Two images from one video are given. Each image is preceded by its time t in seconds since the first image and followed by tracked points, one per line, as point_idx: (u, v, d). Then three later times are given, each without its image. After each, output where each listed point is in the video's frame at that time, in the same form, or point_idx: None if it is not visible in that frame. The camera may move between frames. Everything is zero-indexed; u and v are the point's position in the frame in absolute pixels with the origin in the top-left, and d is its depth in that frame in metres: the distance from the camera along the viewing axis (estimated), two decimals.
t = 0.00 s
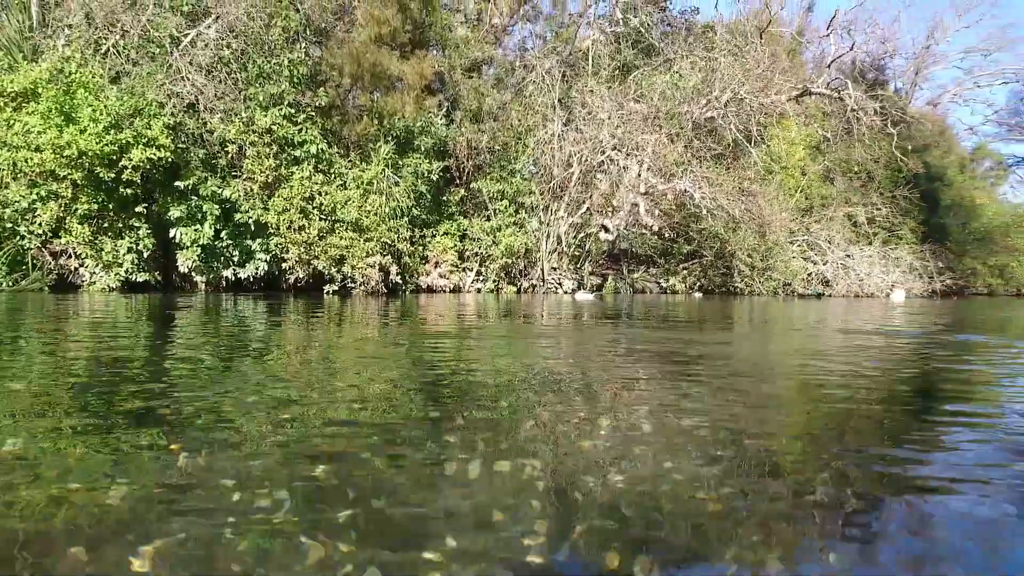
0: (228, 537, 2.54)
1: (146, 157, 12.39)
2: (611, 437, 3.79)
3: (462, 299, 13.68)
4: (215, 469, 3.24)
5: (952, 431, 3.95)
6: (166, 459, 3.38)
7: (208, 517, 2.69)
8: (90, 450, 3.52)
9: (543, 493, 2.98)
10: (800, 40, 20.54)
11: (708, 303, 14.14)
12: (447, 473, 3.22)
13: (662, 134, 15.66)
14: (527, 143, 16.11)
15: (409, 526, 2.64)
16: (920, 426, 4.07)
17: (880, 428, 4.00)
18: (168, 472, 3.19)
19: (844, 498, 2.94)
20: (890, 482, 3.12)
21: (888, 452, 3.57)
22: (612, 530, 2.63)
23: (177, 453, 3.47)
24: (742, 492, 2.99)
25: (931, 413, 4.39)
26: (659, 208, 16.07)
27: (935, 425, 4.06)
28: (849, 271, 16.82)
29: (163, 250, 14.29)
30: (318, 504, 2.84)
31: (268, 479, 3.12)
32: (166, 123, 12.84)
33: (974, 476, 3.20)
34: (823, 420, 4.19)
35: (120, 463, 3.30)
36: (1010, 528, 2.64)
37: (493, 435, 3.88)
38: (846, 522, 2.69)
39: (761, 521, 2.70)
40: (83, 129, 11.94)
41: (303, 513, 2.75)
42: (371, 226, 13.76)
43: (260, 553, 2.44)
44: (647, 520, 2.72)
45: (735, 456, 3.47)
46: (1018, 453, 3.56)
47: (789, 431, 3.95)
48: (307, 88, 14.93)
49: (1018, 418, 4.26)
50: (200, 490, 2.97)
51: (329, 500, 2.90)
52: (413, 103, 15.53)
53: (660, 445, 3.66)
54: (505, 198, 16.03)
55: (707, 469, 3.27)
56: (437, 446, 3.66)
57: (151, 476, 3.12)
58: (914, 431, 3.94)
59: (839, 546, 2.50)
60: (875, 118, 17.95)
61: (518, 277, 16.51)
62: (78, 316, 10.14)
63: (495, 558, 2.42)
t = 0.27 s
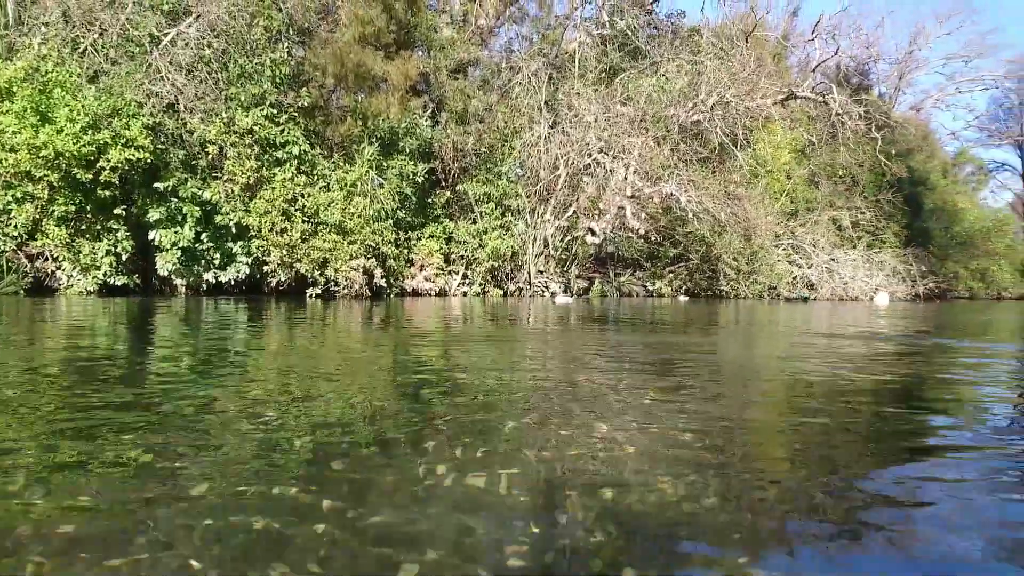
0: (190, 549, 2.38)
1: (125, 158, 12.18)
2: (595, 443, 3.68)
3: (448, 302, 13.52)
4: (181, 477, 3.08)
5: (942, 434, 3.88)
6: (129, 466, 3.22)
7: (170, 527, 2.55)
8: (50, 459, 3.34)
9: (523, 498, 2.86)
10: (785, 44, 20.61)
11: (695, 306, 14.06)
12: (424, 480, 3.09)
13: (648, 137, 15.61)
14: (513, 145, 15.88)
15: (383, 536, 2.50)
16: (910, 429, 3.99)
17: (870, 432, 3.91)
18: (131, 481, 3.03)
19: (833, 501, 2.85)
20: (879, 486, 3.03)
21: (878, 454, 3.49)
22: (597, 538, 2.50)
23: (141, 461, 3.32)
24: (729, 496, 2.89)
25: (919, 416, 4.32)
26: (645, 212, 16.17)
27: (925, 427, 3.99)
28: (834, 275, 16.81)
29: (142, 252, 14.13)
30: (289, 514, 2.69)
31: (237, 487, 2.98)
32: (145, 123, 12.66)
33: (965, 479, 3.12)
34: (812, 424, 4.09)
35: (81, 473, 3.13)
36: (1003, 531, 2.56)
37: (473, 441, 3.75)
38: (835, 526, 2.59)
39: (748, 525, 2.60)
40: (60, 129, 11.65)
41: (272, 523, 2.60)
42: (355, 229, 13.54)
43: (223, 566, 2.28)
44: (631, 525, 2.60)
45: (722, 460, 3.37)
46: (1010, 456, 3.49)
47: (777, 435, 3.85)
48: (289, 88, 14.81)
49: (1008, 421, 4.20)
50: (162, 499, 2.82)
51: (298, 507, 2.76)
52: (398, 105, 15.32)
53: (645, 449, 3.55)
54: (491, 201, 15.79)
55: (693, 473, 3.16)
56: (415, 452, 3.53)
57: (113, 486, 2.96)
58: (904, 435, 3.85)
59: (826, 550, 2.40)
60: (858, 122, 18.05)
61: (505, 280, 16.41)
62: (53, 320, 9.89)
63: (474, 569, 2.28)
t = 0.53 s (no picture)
0: (186, 553, 2.42)
1: (107, 160, 12.08)
2: (585, 444, 3.75)
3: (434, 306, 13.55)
4: (173, 481, 3.10)
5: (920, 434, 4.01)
6: (121, 470, 3.24)
7: (168, 531, 2.58)
8: (41, 462, 3.36)
9: (516, 499, 2.93)
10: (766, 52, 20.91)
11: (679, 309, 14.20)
12: (418, 483, 3.15)
13: (632, 143, 15.75)
14: (499, 150, 15.94)
15: (376, 540, 2.54)
16: (889, 429, 4.12)
17: (848, 432, 4.03)
18: (124, 484, 3.05)
19: (812, 498, 2.95)
20: (860, 483, 3.13)
21: (858, 454, 3.60)
22: (586, 539, 2.56)
23: (133, 464, 3.34)
24: (715, 495, 2.98)
25: (897, 416, 4.45)
26: (629, 216, 16.07)
27: (903, 427, 4.11)
28: (814, 278, 17.04)
29: (124, 255, 14.07)
30: (281, 518, 2.72)
31: (232, 491, 3.02)
32: (129, 125, 12.53)
33: (941, 476, 3.24)
34: (795, 424, 4.20)
35: (73, 476, 3.15)
36: (976, 526, 2.67)
37: (465, 443, 3.81)
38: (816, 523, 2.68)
39: (734, 523, 2.69)
40: (40, 130, 11.51)
41: (265, 527, 2.63)
42: (341, 232, 13.51)
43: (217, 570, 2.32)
44: (621, 524, 2.68)
45: (708, 460, 3.46)
46: (983, 454, 3.62)
47: (761, 435, 3.96)
48: (274, 92, 14.80)
49: (982, 421, 4.34)
50: (155, 503, 2.84)
51: (294, 511, 2.81)
52: (384, 108, 15.28)
53: (634, 450, 3.63)
54: (478, 204, 15.94)
55: (680, 474, 3.25)
56: (407, 454, 3.58)
57: (105, 489, 2.98)
58: (881, 434, 3.98)
59: (809, 545, 2.50)
60: (837, 128, 18.39)
61: (491, 283, 16.53)
62: (35, 323, 9.80)
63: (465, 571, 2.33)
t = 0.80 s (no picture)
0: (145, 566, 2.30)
1: (83, 160, 11.80)
2: (567, 449, 3.66)
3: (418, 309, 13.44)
4: (137, 491, 2.98)
5: (904, 436, 3.96)
6: (83, 481, 3.11)
7: (126, 547, 2.45)
8: None
9: (494, 507, 2.82)
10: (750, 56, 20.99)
11: (664, 312, 14.17)
12: (393, 491, 3.03)
13: (617, 145, 15.72)
14: (484, 152, 15.95)
15: (348, 549, 2.44)
16: (872, 431, 4.08)
17: (833, 435, 3.99)
18: (85, 495, 2.92)
19: (794, 499, 2.90)
20: (844, 486, 3.07)
21: (843, 456, 3.54)
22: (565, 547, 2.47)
23: (97, 474, 3.21)
24: (698, 500, 2.90)
25: (881, 419, 4.41)
26: (614, 218, 16.10)
27: (888, 429, 4.06)
28: (797, 281, 17.09)
29: (101, 258, 13.85)
30: (249, 528, 2.61)
31: (197, 501, 2.89)
32: (105, 124, 12.28)
33: (926, 478, 3.18)
34: (780, 428, 4.13)
35: (32, 488, 3.01)
36: (963, 528, 2.61)
37: (443, 449, 3.69)
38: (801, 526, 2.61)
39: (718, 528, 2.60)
40: (13, 129, 11.22)
41: (231, 539, 2.52)
42: (323, 233, 13.43)
43: None
44: (603, 532, 2.59)
45: (692, 465, 3.38)
46: (968, 456, 3.57)
47: (745, 439, 3.88)
48: (255, 92, 14.62)
49: (966, 422, 4.31)
50: (118, 515, 2.72)
51: (262, 521, 2.69)
52: (367, 109, 15.18)
53: (616, 455, 3.54)
54: (462, 206, 15.85)
55: (663, 478, 3.16)
56: (383, 462, 3.47)
57: (65, 502, 2.85)
58: (864, 437, 3.94)
59: (793, 548, 2.42)
60: (820, 132, 18.20)
61: (476, 285, 16.46)
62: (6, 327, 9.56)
63: None
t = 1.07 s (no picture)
0: None
1: (59, 160, 11.54)
2: (549, 454, 3.61)
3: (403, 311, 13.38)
4: (108, 504, 2.89)
5: (885, 442, 3.97)
6: (51, 493, 3.01)
7: (94, 562, 2.36)
8: None
9: (475, 516, 2.77)
10: (732, 60, 21.12)
11: (648, 315, 14.18)
12: (372, 500, 2.97)
13: (601, 149, 15.72)
14: (468, 154, 15.88)
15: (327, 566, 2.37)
16: (855, 436, 4.08)
17: (816, 440, 3.99)
18: (52, 510, 2.82)
19: (775, 505, 2.88)
20: (826, 492, 3.06)
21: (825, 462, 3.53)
22: (551, 558, 2.41)
23: (67, 485, 3.10)
24: (680, 507, 2.87)
25: (862, 423, 4.43)
26: (598, 221, 16.18)
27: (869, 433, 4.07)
28: (779, 284, 17.18)
29: (78, 259, 13.66)
30: (225, 544, 2.53)
31: (170, 513, 2.80)
32: (82, 124, 12.04)
33: (907, 484, 3.18)
34: (762, 433, 4.13)
35: None
36: (944, 536, 2.60)
37: (424, 455, 3.63)
38: (783, 534, 2.59)
39: (699, 536, 2.58)
40: None
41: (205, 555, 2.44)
42: (305, 235, 13.29)
43: None
44: (585, 541, 2.54)
45: (675, 471, 3.35)
46: (947, 461, 3.59)
47: (729, 444, 3.87)
48: (236, 92, 14.45)
49: (946, 427, 4.33)
50: (87, 530, 2.62)
51: (236, 534, 2.61)
52: (350, 109, 15.07)
53: (599, 460, 3.51)
54: (446, 209, 15.65)
55: (646, 485, 3.13)
56: (362, 469, 3.40)
57: (32, 515, 2.75)
58: (847, 442, 3.94)
59: (774, 558, 2.40)
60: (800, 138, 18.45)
61: (460, 288, 16.31)
62: None
63: None
